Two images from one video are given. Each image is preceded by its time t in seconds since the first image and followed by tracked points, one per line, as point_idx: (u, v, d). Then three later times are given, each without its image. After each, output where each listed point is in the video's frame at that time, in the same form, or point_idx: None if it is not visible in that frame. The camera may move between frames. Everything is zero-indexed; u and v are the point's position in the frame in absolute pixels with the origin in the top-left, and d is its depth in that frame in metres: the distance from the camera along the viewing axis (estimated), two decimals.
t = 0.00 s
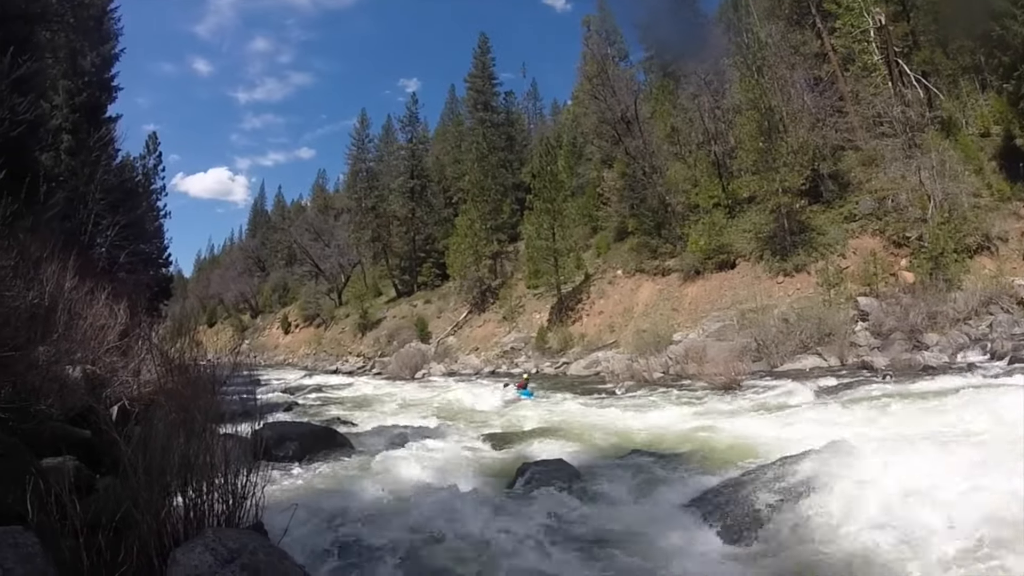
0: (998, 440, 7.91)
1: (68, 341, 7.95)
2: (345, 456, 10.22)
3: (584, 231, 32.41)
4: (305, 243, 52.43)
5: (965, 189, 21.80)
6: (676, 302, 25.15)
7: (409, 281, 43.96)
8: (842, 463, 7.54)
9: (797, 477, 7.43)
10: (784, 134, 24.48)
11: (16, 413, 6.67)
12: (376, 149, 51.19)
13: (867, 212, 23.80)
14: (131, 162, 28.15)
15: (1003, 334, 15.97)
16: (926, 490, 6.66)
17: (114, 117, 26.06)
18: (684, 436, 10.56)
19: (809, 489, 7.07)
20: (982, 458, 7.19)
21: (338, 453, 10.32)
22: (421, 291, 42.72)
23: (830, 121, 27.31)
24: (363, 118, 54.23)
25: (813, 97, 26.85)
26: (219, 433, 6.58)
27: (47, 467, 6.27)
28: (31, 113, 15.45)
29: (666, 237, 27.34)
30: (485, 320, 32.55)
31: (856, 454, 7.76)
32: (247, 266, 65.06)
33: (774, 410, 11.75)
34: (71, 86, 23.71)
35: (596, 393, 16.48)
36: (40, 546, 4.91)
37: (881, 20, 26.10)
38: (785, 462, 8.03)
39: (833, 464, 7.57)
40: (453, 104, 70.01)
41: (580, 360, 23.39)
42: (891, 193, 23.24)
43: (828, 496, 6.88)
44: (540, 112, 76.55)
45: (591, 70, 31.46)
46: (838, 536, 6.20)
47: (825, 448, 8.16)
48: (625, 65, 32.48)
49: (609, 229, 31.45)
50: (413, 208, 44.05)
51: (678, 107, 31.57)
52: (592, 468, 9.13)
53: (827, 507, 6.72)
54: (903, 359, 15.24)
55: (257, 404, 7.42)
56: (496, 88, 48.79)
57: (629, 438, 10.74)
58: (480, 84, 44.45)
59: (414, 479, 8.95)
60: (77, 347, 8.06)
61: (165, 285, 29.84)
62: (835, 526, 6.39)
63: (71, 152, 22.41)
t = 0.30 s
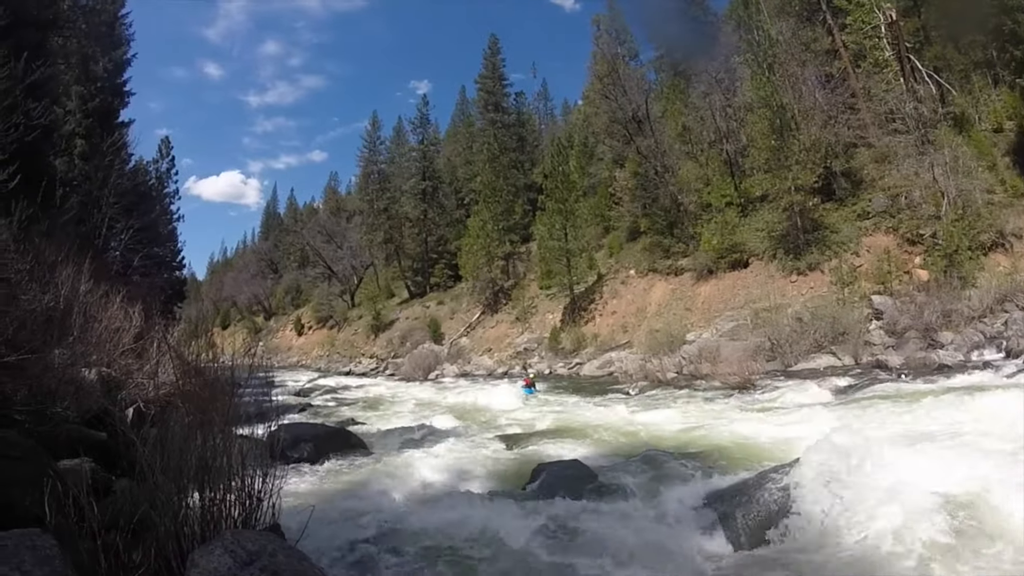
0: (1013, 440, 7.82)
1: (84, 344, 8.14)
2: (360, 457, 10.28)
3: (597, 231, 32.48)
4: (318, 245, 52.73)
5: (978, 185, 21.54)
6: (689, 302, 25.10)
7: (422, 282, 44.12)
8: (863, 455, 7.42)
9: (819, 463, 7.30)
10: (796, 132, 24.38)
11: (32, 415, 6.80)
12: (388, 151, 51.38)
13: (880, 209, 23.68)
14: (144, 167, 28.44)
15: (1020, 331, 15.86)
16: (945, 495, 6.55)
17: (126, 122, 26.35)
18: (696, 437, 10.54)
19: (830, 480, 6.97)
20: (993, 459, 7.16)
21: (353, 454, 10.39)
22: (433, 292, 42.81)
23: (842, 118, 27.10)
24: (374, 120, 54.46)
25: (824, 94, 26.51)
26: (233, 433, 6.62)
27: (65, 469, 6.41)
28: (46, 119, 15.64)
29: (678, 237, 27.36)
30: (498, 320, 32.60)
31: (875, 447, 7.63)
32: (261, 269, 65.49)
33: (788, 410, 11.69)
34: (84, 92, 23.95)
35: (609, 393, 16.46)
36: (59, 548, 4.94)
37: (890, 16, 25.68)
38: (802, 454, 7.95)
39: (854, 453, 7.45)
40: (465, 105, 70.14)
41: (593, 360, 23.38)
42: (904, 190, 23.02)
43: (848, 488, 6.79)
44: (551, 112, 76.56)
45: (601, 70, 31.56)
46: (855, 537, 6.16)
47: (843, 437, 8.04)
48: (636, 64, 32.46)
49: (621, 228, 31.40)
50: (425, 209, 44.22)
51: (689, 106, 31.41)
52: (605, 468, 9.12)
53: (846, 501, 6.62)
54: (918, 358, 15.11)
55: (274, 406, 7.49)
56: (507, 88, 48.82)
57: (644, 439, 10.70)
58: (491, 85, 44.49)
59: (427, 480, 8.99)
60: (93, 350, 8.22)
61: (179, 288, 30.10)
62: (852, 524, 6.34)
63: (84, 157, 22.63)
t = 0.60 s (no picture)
0: None
1: (96, 353, 8.20)
2: (372, 465, 10.30)
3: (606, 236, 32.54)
4: (328, 253, 52.97)
5: (988, 183, 21.36)
6: (700, 305, 25.03)
7: (432, 289, 44.21)
8: (878, 461, 7.50)
9: (829, 475, 7.40)
10: (804, 133, 24.37)
11: (47, 424, 6.88)
12: (397, 158, 51.64)
13: (890, 210, 23.52)
14: (155, 177, 28.69)
15: None
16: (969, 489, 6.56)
17: (137, 132, 26.61)
18: (708, 441, 10.51)
19: (840, 489, 7.05)
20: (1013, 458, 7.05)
21: (365, 461, 10.40)
22: (444, 298, 42.95)
23: (850, 119, 27.05)
24: (382, 128, 54.78)
25: (832, 95, 26.67)
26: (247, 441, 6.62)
27: (79, 479, 6.44)
28: (58, 131, 15.81)
29: (689, 241, 27.43)
30: (508, 326, 32.62)
31: (894, 454, 7.69)
32: (272, 278, 65.84)
33: (800, 413, 11.62)
34: (94, 103, 24.18)
35: (621, 398, 16.46)
36: (75, 559, 4.94)
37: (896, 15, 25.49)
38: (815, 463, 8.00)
39: (868, 462, 7.55)
40: (472, 111, 70.40)
41: (604, 365, 23.35)
42: (914, 190, 22.90)
43: (861, 495, 6.87)
44: (559, 118, 76.75)
45: (608, 74, 31.62)
46: (878, 539, 6.14)
47: (857, 448, 8.12)
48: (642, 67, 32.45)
49: (630, 233, 31.39)
50: (434, 216, 44.40)
51: (697, 109, 31.34)
52: (617, 474, 9.10)
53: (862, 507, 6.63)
54: (930, 359, 15.01)
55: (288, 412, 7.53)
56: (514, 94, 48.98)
57: (657, 443, 10.68)
58: (498, 91, 44.66)
59: (440, 488, 9.00)
60: (105, 360, 8.29)
61: (191, 297, 30.28)
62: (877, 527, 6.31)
63: (95, 168, 22.84)
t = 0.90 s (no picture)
0: None
1: (110, 345, 8.34)
2: (383, 464, 10.33)
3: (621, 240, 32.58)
4: (343, 251, 53.24)
5: (1008, 195, 21.07)
6: (714, 312, 24.93)
7: (446, 289, 44.32)
8: (897, 480, 7.42)
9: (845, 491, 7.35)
10: (821, 141, 24.23)
11: (60, 414, 6.93)
12: (414, 159, 51.88)
13: (907, 220, 23.26)
14: (173, 172, 28.97)
15: None
16: (997, 506, 6.45)
17: (156, 128, 26.90)
18: (720, 449, 10.47)
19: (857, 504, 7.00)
20: None
21: (377, 460, 10.44)
22: (458, 299, 43.05)
23: (868, 127, 26.99)
24: (399, 128, 55.04)
25: (850, 103, 26.79)
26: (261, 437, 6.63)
27: (91, 470, 6.51)
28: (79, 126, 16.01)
29: (704, 247, 27.37)
30: (522, 329, 32.65)
31: (914, 473, 7.60)
32: (286, 275, 66.25)
33: (813, 424, 11.54)
34: (114, 98, 24.46)
35: (633, 404, 16.43)
36: (88, 553, 4.92)
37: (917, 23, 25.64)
38: (830, 476, 7.92)
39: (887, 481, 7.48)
40: (489, 113, 70.53)
41: (617, 370, 23.30)
42: (932, 200, 22.65)
43: (877, 511, 6.80)
44: (576, 121, 76.75)
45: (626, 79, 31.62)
46: (894, 554, 6.09)
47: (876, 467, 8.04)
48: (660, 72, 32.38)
49: (646, 238, 31.34)
50: (449, 217, 44.56)
51: (715, 115, 31.23)
52: (629, 481, 9.07)
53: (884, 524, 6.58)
54: (946, 372, 14.88)
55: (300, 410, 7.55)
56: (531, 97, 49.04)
57: (670, 451, 10.64)
58: (516, 94, 44.74)
59: (450, 489, 9.01)
60: (120, 352, 8.44)
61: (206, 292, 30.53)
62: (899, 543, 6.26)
63: (114, 162, 23.11)
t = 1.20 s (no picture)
0: None
1: (128, 346, 8.40)
2: (398, 463, 10.41)
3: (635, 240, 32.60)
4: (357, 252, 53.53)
5: None
6: (728, 312, 24.84)
7: (460, 290, 44.45)
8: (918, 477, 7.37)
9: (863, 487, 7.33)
10: (836, 139, 24.07)
11: (78, 413, 7.02)
12: (427, 159, 52.05)
13: (922, 218, 23.09)
14: (187, 173, 29.21)
15: None
16: None
17: (170, 130, 27.12)
18: (734, 450, 10.48)
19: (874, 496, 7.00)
20: None
21: (392, 460, 10.53)
22: (471, 299, 43.17)
23: (882, 125, 26.93)
24: (412, 129, 55.22)
25: (863, 101, 26.67)
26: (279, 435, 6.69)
27: (110, 470, 6.57)
28: (94, 127, 16.17)
29: (718, 247, 27.32)
30: (536, 329, 32.69)
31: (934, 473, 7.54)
32: (301, 275, 66.67)
33: (828, 425, 11.51)
34: (129, 100, 24.72)
35: (648, 404, 16.42)
36: (107, 553, 4.98)
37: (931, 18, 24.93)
38: (848, 476, 7.90)
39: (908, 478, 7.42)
40: (502, 113, 70.60)
41: (631, 370, 23.29)
42: (947, 198, 22.36)
43: (895, 506, 6.79)
44: (589, 121, 76.65)
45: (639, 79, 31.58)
46: (909, 555, 6.11)
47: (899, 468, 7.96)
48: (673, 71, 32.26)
49: (660, 238, 31.27)
50: (463, 217, 44.69)
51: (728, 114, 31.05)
52: (643, 481, 9.08)
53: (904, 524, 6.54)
54: (962, 372, 14.75)
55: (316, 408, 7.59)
56: (544, 97, 49.06)
57: (685, 451, 10.62)
58: (528, 94, 44.78)
59: (465, 489, 9.08)
60: (136, 352, 8.48)
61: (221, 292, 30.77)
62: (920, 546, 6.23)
63: (129, 164, 23.32)
